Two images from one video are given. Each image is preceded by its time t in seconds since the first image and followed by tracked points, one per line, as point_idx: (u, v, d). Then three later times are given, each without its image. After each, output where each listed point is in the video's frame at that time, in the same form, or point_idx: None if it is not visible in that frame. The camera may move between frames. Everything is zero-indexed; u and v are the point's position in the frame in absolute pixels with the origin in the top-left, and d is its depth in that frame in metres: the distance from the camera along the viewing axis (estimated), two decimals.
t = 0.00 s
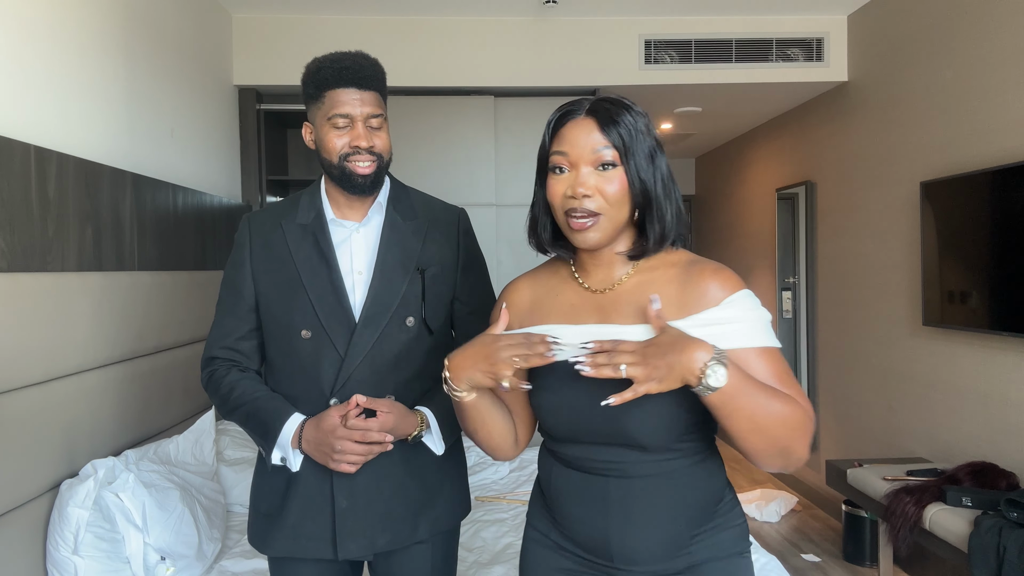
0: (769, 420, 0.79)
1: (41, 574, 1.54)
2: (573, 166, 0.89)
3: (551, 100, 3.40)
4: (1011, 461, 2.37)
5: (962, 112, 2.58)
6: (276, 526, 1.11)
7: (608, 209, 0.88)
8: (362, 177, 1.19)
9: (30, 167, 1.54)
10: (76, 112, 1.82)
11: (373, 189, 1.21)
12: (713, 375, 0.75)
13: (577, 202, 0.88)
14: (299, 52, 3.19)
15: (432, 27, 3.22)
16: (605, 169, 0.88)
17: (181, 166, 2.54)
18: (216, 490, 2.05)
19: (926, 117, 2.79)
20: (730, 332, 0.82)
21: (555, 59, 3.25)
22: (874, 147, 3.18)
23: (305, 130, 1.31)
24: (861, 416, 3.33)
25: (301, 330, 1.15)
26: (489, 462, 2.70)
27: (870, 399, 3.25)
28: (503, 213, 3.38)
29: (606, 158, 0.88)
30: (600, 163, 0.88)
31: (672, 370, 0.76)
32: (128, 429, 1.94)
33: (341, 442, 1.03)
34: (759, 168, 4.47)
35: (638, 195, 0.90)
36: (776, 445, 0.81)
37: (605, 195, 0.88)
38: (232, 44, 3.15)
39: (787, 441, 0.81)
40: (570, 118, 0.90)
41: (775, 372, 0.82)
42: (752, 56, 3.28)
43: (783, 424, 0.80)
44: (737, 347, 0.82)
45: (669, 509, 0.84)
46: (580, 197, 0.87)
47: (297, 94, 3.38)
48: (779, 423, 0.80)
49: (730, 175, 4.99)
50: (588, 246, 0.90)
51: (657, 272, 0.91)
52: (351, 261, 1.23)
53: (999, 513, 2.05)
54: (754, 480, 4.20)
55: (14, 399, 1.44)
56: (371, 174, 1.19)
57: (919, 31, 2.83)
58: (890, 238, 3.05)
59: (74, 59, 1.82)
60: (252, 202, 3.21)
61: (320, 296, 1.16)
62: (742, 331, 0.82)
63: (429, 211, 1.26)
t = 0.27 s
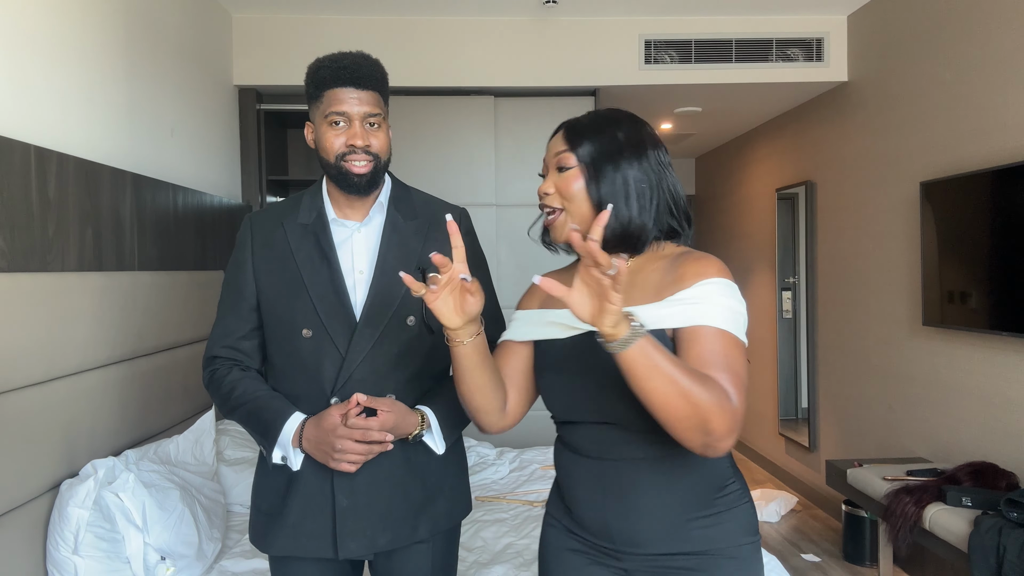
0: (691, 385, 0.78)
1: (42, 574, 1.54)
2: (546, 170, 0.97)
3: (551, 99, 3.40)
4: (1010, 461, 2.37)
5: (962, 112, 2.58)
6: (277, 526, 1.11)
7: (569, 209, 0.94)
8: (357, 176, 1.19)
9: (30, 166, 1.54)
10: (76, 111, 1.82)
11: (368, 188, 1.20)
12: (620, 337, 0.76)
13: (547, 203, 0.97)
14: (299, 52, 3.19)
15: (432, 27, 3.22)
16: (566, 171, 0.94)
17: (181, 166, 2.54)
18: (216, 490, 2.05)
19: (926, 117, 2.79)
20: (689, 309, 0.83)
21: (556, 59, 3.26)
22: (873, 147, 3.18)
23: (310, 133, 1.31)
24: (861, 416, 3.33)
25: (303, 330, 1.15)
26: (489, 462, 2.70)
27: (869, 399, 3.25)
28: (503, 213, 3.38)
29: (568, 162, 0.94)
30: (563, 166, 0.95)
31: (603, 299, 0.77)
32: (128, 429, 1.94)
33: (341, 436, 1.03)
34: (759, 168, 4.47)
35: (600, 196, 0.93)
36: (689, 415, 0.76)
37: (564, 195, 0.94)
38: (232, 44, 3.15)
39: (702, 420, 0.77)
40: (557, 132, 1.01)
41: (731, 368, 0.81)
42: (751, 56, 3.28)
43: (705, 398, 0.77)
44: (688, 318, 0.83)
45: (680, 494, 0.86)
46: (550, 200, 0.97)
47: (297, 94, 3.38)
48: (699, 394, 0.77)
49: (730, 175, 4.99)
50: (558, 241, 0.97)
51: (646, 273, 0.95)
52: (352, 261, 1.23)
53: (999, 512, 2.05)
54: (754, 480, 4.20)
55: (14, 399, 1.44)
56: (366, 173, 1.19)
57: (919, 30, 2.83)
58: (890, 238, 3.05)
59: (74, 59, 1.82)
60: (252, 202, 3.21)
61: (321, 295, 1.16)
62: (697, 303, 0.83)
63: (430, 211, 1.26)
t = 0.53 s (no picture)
0: (699, 431, 0.82)
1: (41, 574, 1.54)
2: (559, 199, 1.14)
3: (551, 100, 3.40)
4: (1010, 461, 2.37)
5: (962, 112, 2.58)
6: (279, 525, 1.11)
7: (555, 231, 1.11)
8: (371, 177, 1.19)
9: (31, 167, 1.55)
10: (76, 111, 1.82)
11: (381, 189, 1.22)
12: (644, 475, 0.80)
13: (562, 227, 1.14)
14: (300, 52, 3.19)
15: (432, 27, 3.22)
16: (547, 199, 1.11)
17: (181, 166, 2.54)
18: (216, 490, 2.05)
19: (926, 117, 2.79)
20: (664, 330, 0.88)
21: (556, 60, 3.26)
22: (874, 147, 3.18)
23: (311, 131, 1.29)
24: (861, 416, 3.33)
25: (305, 329, 1.15)
26: (489, 462, 2.71)
27: (869, 399, 3.25)
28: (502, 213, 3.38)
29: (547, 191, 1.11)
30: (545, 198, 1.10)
31: (619, 452, 0.81)
32: (128, 429, 1.94)
33: (342, 436, 1.03)
34: (759, 168, 4.47)
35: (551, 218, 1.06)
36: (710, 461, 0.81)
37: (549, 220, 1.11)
38: (232, 44, 3.15)
39: (717, 461, 0.82)
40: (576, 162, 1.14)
41: (738, 394, 0.85)
42: (751, 56, 3.28)
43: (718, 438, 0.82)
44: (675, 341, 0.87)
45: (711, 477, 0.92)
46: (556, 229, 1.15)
47: (297, 94, 3.38)
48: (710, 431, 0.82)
49: (730, 175, 4.99)
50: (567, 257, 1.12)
51: (632, 281, 1.00)
52: (354, 259, 1.22)
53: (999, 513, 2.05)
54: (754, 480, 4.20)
55: (15, 399, 1.44)
56: (379, 173, 1.20)
57: (919, 30, 2.83)
58: (890, 238, 3.05)
59: (74, 59, 1.82)
60: (252, 202, 3.21)
61: (323, 294, 1.16)
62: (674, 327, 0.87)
63: (432, 211, 1.26)
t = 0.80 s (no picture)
0: (656, 439, 0.83)
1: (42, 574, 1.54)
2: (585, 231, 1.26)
3: (551, 99, 3.40)
4: (1011, 461, 2.37)
5: (962, 112, 2.58)
6: (281, 525, 1.11)
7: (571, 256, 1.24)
8: (396, 184, 1.20)
9: (31, 167, 1.55)
10: (75, 111, 1.82)
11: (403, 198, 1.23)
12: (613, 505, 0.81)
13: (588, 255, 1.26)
14: (300, 52, 3.19)
15: (432, 27, 3.22)
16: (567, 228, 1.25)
17: (181, 166, 2.54)
18: (216, 490, 2.06)
19: (926, 117, 2.79)
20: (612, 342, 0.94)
21: (556, 60, 3.26)
22: (873, 147, 3.18)
23: (328, 130, 1.25)
24: (861, 416, 3.33)
25: (309, 329, 1.15)
26: (489, 462, 2.71)
27: (869, 399, 3.25)
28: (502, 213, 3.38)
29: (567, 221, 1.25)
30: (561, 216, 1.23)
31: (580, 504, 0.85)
32: (128, 429, 1.94)
33: (346, 436, 1.04)
34: (759, 168, 4.47)
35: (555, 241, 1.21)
36: (673, 474, 0.82)
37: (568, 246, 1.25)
38: (232, 44, 3.15)
39: (682, 467, 0.82)
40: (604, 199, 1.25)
41: (699, 392, 0.84)
42: (751, 56, 3.28)
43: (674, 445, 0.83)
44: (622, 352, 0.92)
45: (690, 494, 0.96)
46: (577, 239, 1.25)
47: (297, 94, 3.38)
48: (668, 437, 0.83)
49: (730, 175, 4.99)
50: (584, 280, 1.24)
51: (606, 290, 1.06)
52: (357, 259, 1.22)
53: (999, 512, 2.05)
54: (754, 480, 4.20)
55: (15, 399, 1.44)
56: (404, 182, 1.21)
57: (918, 30, 2.83)
58: (890, 238, 3.05)
59: (75, 60, 1.82)
60: (252, 202, 3.21)
61: (326, 293, 1.16)
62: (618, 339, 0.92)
63: (432, 212, 1.27)
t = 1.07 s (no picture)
0: (583, 420, 0.98)
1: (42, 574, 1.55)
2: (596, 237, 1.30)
3: (551, 99, 3.40)
4: (1010, 461, 2.37)
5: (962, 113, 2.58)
6: (292, 525, 1.08)
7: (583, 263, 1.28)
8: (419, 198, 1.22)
9: (31, 167, 1.55)
10: (75, 112, 1.82)
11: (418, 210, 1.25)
12: (490, 429, 1.05)
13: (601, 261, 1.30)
14: (300, 52, 3.19)
15: (432, 27, 3.22)
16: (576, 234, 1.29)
17: (181, 166, 2.54)
18: (216, 490, 2.05)
19: (926, 117, 2.80)
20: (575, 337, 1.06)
21: (555, 60, 3.26)
22: (874, 147, 3.18)
23: (360, 130, 1.20)
24: (861, 416, 3.33)
25: (328, 330, 1.13)
26: (489, 461, 2.71)
27: (869, 399, 3.25)
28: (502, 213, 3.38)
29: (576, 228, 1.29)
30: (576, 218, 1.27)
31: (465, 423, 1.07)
32: (128, 429, 1.94)
33: (377, 439, 1.03)
34: (759, 168, 4.47)
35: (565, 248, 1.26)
36: (587, 452, 0.98)
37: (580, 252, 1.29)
38: (232, 44, 3.15)
39: (599, 451, 0.98)
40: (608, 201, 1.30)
41: (604, 386, 0.99)
42: (751, 56, 3.28)
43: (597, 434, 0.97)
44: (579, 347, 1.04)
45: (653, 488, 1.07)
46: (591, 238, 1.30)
47: (297, 94, 3.38)
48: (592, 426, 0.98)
49: (730, 175, 4.99)
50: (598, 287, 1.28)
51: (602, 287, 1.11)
52: (370, 260, 1.22)
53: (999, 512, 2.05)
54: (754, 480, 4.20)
55: (15, 399, 1.44)
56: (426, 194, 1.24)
57: (919, 31, 2.83)
58: (890, 238, 3.05)
59: (76, 61, 1.83)
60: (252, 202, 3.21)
61: (345, 294, 1.14)
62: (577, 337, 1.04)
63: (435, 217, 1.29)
